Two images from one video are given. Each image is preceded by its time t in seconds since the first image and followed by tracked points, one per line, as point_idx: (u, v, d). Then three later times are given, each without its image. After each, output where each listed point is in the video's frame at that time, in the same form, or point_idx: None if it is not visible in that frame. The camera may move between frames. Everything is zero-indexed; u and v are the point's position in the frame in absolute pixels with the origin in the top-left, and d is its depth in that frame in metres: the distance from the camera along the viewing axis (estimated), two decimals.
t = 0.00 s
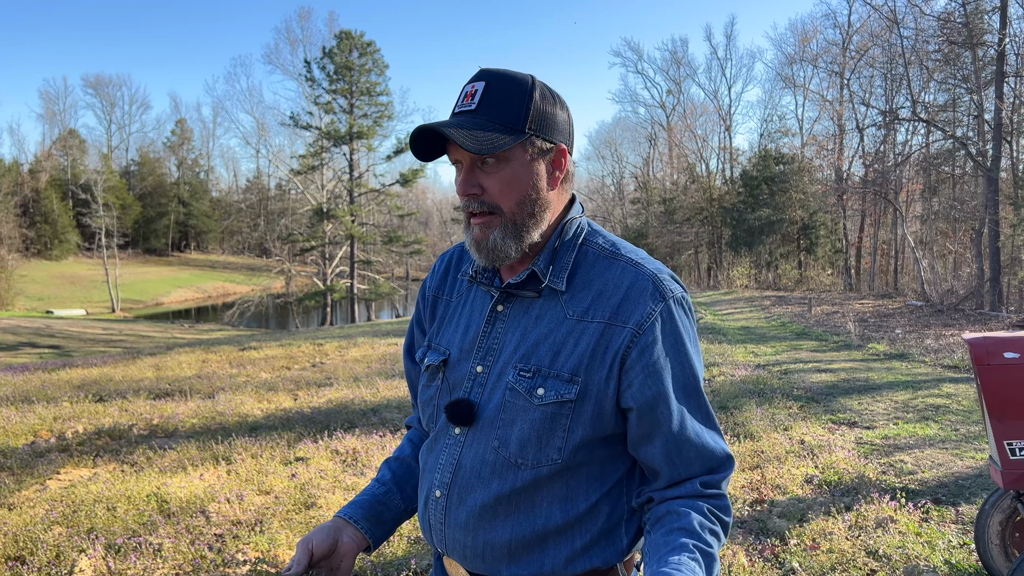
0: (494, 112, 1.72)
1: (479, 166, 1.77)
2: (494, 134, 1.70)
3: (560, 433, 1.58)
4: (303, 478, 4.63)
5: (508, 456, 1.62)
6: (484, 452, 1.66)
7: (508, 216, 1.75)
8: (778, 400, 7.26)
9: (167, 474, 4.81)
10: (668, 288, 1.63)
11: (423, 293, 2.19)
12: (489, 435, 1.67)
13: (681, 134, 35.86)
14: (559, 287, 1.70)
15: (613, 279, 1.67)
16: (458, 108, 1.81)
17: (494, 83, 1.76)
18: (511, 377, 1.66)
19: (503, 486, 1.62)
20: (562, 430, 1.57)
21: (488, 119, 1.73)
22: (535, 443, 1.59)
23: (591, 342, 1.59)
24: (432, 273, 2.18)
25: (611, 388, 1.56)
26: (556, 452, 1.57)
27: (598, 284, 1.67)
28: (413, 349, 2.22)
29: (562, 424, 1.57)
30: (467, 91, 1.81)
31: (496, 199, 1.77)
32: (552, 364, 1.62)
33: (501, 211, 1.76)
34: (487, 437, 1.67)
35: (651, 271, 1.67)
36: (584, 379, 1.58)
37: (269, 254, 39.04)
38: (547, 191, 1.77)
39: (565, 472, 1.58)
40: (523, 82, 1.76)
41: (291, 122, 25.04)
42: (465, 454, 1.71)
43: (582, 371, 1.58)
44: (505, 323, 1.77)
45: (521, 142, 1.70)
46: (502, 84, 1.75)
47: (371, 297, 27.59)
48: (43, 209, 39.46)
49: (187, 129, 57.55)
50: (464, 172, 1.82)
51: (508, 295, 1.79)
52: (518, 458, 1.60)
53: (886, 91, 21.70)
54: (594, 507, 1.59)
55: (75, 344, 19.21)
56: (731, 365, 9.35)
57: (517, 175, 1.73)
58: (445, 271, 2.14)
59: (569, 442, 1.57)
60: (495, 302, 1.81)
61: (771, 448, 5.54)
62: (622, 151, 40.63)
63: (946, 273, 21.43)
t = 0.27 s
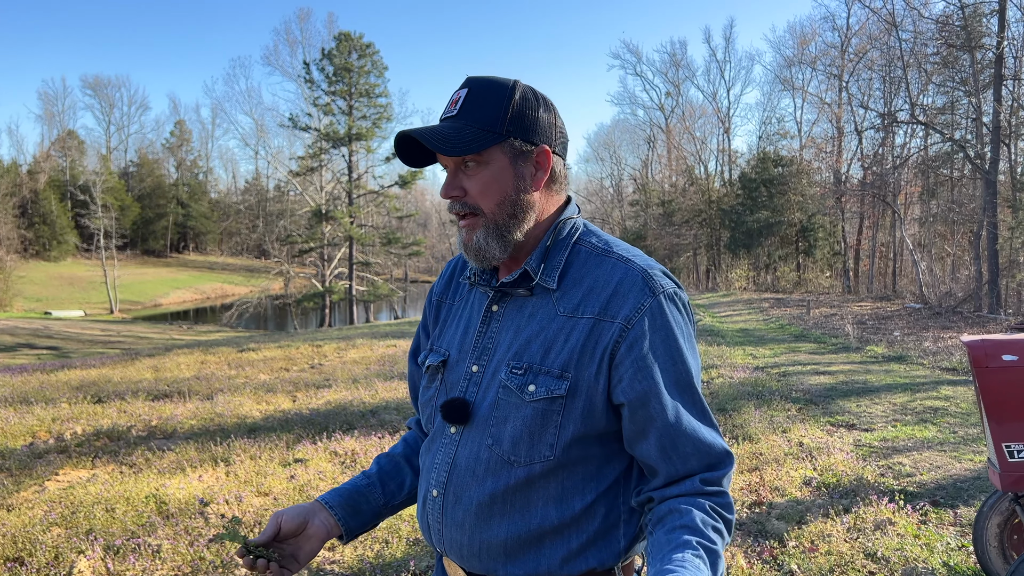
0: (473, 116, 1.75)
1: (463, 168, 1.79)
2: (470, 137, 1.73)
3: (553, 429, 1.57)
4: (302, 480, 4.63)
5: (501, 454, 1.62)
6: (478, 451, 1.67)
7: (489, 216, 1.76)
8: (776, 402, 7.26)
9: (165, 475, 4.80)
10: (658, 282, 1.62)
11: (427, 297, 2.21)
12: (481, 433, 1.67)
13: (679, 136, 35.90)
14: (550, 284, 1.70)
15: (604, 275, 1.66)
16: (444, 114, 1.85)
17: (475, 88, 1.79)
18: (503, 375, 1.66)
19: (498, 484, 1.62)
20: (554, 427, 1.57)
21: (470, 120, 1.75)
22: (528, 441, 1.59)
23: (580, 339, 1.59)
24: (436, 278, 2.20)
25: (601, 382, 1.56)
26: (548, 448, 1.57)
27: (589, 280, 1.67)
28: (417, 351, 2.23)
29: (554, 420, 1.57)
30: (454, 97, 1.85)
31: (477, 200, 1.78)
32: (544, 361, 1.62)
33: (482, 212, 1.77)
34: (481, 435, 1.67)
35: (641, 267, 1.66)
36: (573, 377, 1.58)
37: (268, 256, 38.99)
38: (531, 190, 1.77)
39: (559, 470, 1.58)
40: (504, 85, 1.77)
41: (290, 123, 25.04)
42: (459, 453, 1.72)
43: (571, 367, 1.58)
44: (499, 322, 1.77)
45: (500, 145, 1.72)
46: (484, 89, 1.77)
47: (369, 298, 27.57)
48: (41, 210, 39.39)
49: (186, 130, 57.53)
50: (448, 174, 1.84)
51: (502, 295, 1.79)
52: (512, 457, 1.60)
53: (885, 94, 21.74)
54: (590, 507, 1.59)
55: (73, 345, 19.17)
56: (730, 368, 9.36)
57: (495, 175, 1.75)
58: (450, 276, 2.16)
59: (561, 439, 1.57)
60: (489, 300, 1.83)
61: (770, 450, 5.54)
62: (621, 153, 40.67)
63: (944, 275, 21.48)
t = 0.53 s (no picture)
0: (470, 118, 1.75)
1: (459, 171, 1.81)
2: (466, 140, 1.73)
3: (549, 429, 1.57)
4: (301, 482, 4.62)
5: (499, 454, 1.62)
6: (476, 452, 1.67)
7: (480, 219, 1.78)
8: (775, 404, 7.26)
9: (165, 477, 4.79)
10: (653, 281, 1.60)
11: (431, 304, 2.21)
12: (480, 434, 1.67)
13: (679, 139, 35.94)
14: (546, 286, 1.70)
15: (598, 274, 1.66)
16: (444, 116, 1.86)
17: (475, 91, 1.80)
18: (500, 375, 1.66)
19: (497, 485, 1.62)
20: (551, 426, 1.57)
21: (466, 124, 1.76)
22: (525, 440, 1.59)
23: (575, 338, 1.59)
24: (441, 283, 2.21)
25: (596, 381, 1.56)
26: (546, 448, 1.57)
27: (584, 280, 1.66)
28: (421, 358, 2.24)
29: (549, 420, 1.57)
30: (456, 98, 1.86)
31: (472, 203, 1.80)
32: (539, 361, 1.62)
33: (475, 214, 1.80)
34: (479, 436, 1.68)
35: (636, 266, 1.65)
36: (568, 376, 1.57)
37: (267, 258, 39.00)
38: (526, 197, 1.77)
39: (557, 470, 1.58)
40: (504, 87, 1.76)
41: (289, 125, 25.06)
42: (458, 454, 1.72)
43: (567, 367, 1.58)
44: (498, 324, 1.77)
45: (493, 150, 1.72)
46: (482, 91, 1.77)
47: (369, 300, 27.56)
48: (41, 212, 39.38)
49: (186, 132, 57.56)
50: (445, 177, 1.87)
51: (501, 297, 1.80)
52: (509, 456, 1.60)
53: (884, 97, 21.78)
54: (590, 508, 1.59)
55: (72, 347, 19.14)
56: (729, 370, 9.36)
57: (490, 181, 1.75)
58: (453, 282, 2.17)
59: (558, 438, 1.57)
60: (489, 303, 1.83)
61: (769, 452, 5.54)
62: (621, 155, 40.71)
63: (943, 278, 21.48)
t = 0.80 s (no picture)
0: (480, 123, 1.75)
1: (470, 176, 1.80)
2: (476, 146, 1.73)
3: (547, 433, 1.57)
4: (301, 483, 4.62)
5: (498, 456, 1.62)
6: (476, 453, 1.67)
7: (490, 224, 1.79)
8: (775, 406, 7.26)
9: (165, 478, 4.80)
10: (653, 289, 1.59)
11: (434, 302, 2.23)
12: (480, 435, 1.68)
13: (678, 141, 35.97)
14: (547, 290, 1.70)
15: (598, 280, 1.66)
16: (453, 119, 1.86)
17: (485, 93, 1.79)
18: (501, 378, 1.67)
19: (496, 486, 1.63)
20: (549, 430, 1.57)
21: (476, 130, 1.75)
22: (523, 443, 1.59)
23: (573, 343, 1.58)
24: (446, 282, 2.22)
25: (593, 386, 1.56)
26: (545, 451, 1.57)
27: (584, 286, 1.66)
28: (423, 356, 2.25)
29: (548, 424, 1.57)
30: (464, 102, 1.86)
31: (483, 208, 1.80)
32: (540, 364, 1.62)
33: (485, 219, 1.80)
34: (478, 438, 1.68)
35: (636, 273, 1.64)
36: (566, 380, 1.57)
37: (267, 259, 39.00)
38: (536, 202, 1.78)
39: (556, 473, 1.58)
40: (514, 90, 1.76)
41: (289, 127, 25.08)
42: (457, 455, 1.73)
43: (565, 370, 1.58)
44: (499, 326, 1.78)
45: (503, 156, 1.72)
46: (491, 95, 1.77)
47: (368, 302, 27.56)
48: (41, 213, 39.37)
49: (186, 133, 57.59)
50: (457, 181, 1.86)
51: (503, 299, 1.81)
52: (509, 458, 1.60)
53: (883, 99, 21.80)
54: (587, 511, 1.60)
55: (71, 348, 19.11)
56: (728, 372, 9.36)
57: (502, 186, 1.75)
58: (456, 281, 2.18)
59: (557, 442, 1.56)
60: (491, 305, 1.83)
61: (769, 454, 5.54)
62: (620, 157, 40.74)
63: (943, 280, 21.49)
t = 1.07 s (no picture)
0: (496, 148, 1.68)
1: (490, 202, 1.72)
2: (499, 173, 1.66)
3: (549, 437, 1.57)
4: (301, 484, 4.62)
5: (501, 459, 1.63)
6: (478, 455, 1.69)
7: (519, 243, 1.73)
8: (775, 408, 7.26)
9: (164, 480, 4.79)
10: (657, 295, 1.59)
11: (437, 301, 2.24)
12: (483, 438, 1.69)
13: (678, 142, 36.00)
14: (554, 295, 1.71)
15: (604, 285, 1.66)
16: (458, 146, 1.77)
17: (490, 113, 1.71)
18: (504, 381, 1.67)
19: (498, 488, 1.64)
20: (551, 434, 1.57)
21: (490, 154, 1.69)
22: (526, 447, 1.59)
23: (577, 348, 1.58)
24: (448, 281, 2.23)
25: (595, 391, 1.56)
26: (547, 455, 1.57)
27: (590, 291, 1.67)
28: (426, 353, 2.26)
29: (550, 428, 1.58)
30: (466, 125, 1.77)
31: (508, 229, 1.74)
32: (543, 368, 1.62)
33: (512, 239, 1.74)
34: (482, 439, 1.69)
35: (642, 279, 1.64)
36: (569, 384, 1.57)
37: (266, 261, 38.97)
38: (552, 210, 1.76)
39: (558, 476, 1.58)
40: (519, 107, 1.69)
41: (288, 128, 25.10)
42: (461, 456, 1.74)
43: (568, 374, 1.58)
44: (505, 330, 1.79)
45: (526, 177, 1.67)
46: (499, 115, 1.69)
47: (368, 303, 27.55)
48: (40, 215, 39.33)
49: (186, 135, 57.60)
50: (473, 208, 1.77)
51: (509, 303, 1.81)
52: (511, 461, 1.61)
53: (882, 101, 21.85)
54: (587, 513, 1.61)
55: (71, 349, 19.08)
56: (728, 374, 9.37)
57: (526, 204, 1.70)
58: (460, 281, 2.18)
59: (559, 446, 1.57)
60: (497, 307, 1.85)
61: (769, 456, 5.54)
62: (620, 159, 40.77)
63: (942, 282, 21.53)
